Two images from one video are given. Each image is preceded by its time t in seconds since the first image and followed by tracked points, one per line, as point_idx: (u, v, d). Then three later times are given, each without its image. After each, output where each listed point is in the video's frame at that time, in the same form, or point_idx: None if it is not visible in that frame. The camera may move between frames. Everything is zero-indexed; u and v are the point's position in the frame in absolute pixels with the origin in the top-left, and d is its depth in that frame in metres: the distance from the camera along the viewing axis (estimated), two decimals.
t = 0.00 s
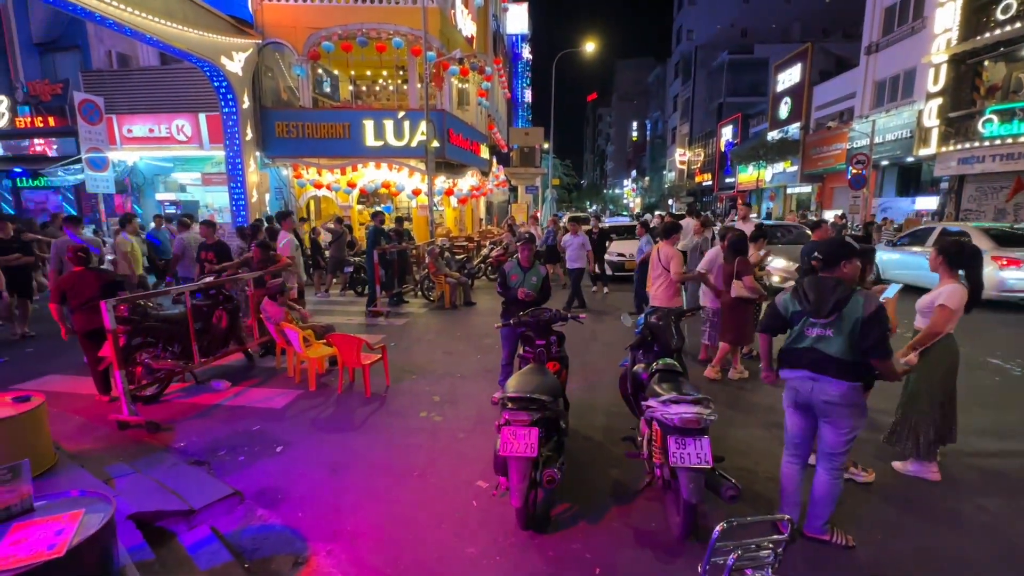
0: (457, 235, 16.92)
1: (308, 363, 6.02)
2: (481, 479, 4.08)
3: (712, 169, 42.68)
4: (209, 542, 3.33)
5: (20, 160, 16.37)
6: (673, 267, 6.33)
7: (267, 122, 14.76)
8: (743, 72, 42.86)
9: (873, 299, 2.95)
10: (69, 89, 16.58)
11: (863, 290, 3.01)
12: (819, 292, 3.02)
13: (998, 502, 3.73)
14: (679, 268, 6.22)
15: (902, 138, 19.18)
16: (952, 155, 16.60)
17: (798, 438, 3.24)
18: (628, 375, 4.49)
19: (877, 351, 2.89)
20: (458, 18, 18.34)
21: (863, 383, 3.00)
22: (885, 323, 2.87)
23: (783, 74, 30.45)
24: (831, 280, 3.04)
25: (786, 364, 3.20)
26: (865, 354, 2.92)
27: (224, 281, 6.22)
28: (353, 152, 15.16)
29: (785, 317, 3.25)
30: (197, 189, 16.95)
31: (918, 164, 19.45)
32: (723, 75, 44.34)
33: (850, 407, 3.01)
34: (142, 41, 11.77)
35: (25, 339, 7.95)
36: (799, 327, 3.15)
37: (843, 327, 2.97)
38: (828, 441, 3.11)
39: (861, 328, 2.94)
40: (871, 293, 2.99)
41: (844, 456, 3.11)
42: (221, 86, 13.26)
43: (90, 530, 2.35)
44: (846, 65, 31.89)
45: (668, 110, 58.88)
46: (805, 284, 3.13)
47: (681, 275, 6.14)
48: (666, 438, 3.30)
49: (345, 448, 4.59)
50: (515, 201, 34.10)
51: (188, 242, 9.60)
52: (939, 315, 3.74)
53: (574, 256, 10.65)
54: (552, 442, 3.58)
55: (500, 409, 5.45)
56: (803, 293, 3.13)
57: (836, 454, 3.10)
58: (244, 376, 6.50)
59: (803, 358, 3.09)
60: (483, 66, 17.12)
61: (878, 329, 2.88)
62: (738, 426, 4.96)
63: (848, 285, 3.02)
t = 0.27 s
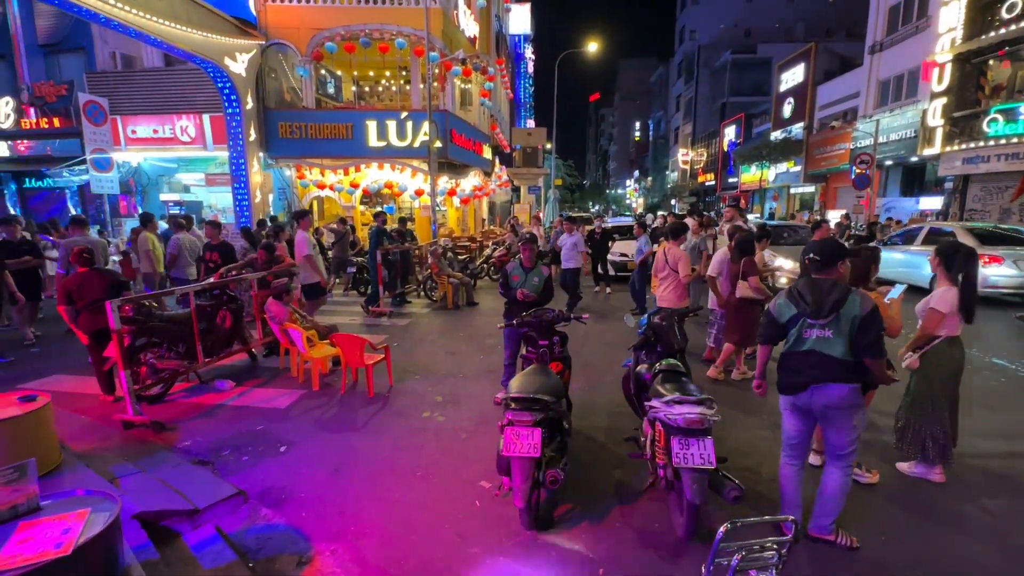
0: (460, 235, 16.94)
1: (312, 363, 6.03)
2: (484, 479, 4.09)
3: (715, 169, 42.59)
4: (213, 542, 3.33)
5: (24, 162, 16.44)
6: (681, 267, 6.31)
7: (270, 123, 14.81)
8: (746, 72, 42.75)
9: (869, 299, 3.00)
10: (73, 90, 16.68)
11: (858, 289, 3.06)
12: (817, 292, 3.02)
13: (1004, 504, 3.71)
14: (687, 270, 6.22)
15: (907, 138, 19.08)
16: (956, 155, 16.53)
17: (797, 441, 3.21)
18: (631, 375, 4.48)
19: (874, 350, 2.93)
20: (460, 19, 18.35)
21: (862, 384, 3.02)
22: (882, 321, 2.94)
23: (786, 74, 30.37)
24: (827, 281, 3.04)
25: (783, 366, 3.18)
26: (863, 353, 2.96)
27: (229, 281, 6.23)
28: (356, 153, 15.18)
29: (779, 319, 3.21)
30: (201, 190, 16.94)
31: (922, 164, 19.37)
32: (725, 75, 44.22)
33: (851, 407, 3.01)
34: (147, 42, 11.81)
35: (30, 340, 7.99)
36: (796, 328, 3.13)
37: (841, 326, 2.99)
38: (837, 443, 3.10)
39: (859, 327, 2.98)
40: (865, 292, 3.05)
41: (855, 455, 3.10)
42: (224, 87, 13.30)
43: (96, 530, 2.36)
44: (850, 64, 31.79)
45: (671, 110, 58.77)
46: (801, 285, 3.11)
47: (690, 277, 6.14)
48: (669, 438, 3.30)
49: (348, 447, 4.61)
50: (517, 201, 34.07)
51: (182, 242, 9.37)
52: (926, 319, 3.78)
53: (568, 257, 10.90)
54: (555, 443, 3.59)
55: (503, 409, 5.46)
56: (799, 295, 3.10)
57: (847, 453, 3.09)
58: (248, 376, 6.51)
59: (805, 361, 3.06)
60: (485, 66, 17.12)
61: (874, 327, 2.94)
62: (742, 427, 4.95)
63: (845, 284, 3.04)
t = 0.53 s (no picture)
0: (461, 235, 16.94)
1: (313, 362, 6.04)
2: (485, 478, 4.09)
3: (716, 168, 42.56)
4: (215, 540, 3.34)
5: (26, 161, 16.51)
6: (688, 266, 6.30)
7: (271, 122, 14.82)
8: (748, 71, 42.68)
9: (876, 299, 3.02)
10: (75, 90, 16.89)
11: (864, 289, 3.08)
12: (831, 293, 2.97)
13: (1005, 503, 3.71)
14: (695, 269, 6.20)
15: (908, 136, 19.00)
16: (958, 154, 16.49)
17: (799, 441, 3.20)
18: (632, 375, 4.49)
19: (882, 350, 2.97)
20: (461, 18, 18.35)
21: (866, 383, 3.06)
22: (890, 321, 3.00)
23: (787, 73, 30.31)
24: (835, 281, 3.02)
25: (791, 368, 3.13)
26: (872, 352, 2.99)
27: (230, 280, 6.25)
28: (357, 152, 15.19)
29: (786, 321, 3.14)
30: (202, 189, 16.89)
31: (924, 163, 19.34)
32: (727, 74, 44.15)
33: (858, 406, 3.03)
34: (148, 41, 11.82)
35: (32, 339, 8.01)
36: (805, 330, 3.07)
37: (850, 326, 2.99)
38: (844, 442, 3.10)
39: (869, 327, 2.99)
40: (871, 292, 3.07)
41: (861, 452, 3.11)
42: (226, 86, 13.31)
43: (99, 528, 2.36)
44: (851, 63, 31.74)
45: (672, 109, 58.69)
46: (809, 286, 3.06)
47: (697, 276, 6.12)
48: (671, 437, 3.30)
49: (349, 446, 4.62)
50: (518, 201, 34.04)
51: (175, 241, 9.16)
52: (916, 317, 3.79)
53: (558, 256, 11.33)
54: (556, 442, 3.59)
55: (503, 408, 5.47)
56: (808, 296, 3.04)
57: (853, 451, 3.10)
58: (249, 375, 6.52)
59: (816, 361, 3.03)
60: (486, 66, 17.14)
61: (884, 328, 2.97)
62: (743, 425, 4.95)
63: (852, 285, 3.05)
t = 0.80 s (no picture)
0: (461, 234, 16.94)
1: (313, 361, 6.04)
2: (484, 478, 4.09)
3: (716, 168, 42.57)
4: (215, 540, 3.33)
5: (26, 161, 16.53)
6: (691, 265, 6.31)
7: (271, 122, 14.81)
8: (747, 70, 42.69)
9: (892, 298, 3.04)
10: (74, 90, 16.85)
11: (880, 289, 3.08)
12: (861, 293, 2.91)
13: (1005, 502, 3.71)
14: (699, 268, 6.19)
15: (907, 136, 18.98)
16: (957, 153, 16.48)
17: (806, 443, 3.19)
18: (632, 374, 4.49)
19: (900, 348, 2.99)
20: (461, 18, 18.35)
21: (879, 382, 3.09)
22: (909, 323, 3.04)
23: (787, 72, 30.31)
24: (859, 280, 2.96)
25: (813, 370, 3.05)
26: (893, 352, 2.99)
27: (229, 280, 6.25)
28: (357, 152, 15.19)
29: (811, 322, 3.02)
30: (202, 189, 16.74)
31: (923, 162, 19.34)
32: (726, 73, 44.15)
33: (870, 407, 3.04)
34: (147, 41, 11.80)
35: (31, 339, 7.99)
36: (830, 330, 2.98)
37: (873, 326, 2.97)
38: (851, 445, 3.09)
39: (891, 326, 2.99)
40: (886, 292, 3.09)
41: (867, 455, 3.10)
42: (225, 86, 13.31)
43: (100, 528, 2.36)
44: (850, 62, 31.76)
45: (672, 109, 58.69)
46: (835, 286, 2.96)
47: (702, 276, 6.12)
48: (671, 436, 3.30)
49: (349, 446, 4.62)
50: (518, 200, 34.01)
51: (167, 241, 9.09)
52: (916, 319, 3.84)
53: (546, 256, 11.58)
54: (556, 441, 3.59)
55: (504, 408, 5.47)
56: (834, 296, 2.94)
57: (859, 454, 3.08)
58: (249, 375, 6.51)
59: (840, 362, 2.97)
60: (485, 66, 17.16)
61: (904, 327, 2.99)
62: (743, 425, 4.95)
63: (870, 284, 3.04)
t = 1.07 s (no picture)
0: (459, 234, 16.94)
1: (311, 361, 6.02)
2: (482, 477, 4.09)
3: (714, 167, 42.65)
4: (213, 540, 3.33)
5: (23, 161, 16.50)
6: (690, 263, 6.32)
7: (268, 121, 14.77)
8: (745, 70, 42.76)
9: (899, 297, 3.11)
10: (70, 89, 16.67)
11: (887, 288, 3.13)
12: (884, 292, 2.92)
13: (1001, 500, 3.73)
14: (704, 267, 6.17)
15: (904, 135, 19.05)
16: (954, 152, 16.53)
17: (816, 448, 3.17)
18: (630, 374, 4.49)
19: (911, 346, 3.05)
20: (459, 17, 18.35)
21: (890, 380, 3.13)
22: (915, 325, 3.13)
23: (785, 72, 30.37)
24: (877, 281, 2.99)
25: (839, 371, 2.98)
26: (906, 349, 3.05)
27: (226, 280, 6.24)
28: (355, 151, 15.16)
29: (837, 323, 2.97)
30: (199, 188, 16.81)
31: (920, 161, 19.41)
32: (724, 73, 44.21)
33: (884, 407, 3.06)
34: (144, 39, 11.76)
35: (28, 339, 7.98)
36: (856, 331, 2.95)
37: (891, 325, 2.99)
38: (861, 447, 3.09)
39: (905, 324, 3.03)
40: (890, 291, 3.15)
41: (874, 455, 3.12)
42: (222, 85, 13.30)
43: (96, 528, 2.36)
44: (848, 62, 31.83)
45: (670, 108, 58.79)
46: (860, 285, 2.94)
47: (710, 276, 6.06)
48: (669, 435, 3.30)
49: (347, 445, 4.61)
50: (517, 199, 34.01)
51: (156, 242, 8.99)
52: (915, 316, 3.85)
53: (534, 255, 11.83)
54: (554, 440, 3.59)
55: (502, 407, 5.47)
56: (861, 295, 2.92)
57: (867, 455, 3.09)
58: (246, 375, 6.50)
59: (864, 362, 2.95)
60: (484, 65, 17.15)
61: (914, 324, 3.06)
62: (741, 424, 4.97)
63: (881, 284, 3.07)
